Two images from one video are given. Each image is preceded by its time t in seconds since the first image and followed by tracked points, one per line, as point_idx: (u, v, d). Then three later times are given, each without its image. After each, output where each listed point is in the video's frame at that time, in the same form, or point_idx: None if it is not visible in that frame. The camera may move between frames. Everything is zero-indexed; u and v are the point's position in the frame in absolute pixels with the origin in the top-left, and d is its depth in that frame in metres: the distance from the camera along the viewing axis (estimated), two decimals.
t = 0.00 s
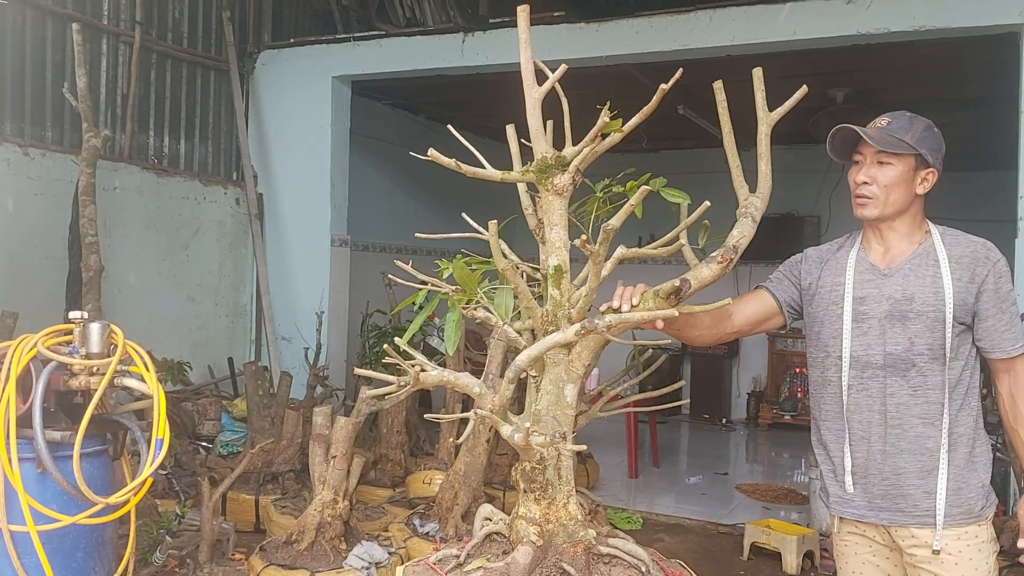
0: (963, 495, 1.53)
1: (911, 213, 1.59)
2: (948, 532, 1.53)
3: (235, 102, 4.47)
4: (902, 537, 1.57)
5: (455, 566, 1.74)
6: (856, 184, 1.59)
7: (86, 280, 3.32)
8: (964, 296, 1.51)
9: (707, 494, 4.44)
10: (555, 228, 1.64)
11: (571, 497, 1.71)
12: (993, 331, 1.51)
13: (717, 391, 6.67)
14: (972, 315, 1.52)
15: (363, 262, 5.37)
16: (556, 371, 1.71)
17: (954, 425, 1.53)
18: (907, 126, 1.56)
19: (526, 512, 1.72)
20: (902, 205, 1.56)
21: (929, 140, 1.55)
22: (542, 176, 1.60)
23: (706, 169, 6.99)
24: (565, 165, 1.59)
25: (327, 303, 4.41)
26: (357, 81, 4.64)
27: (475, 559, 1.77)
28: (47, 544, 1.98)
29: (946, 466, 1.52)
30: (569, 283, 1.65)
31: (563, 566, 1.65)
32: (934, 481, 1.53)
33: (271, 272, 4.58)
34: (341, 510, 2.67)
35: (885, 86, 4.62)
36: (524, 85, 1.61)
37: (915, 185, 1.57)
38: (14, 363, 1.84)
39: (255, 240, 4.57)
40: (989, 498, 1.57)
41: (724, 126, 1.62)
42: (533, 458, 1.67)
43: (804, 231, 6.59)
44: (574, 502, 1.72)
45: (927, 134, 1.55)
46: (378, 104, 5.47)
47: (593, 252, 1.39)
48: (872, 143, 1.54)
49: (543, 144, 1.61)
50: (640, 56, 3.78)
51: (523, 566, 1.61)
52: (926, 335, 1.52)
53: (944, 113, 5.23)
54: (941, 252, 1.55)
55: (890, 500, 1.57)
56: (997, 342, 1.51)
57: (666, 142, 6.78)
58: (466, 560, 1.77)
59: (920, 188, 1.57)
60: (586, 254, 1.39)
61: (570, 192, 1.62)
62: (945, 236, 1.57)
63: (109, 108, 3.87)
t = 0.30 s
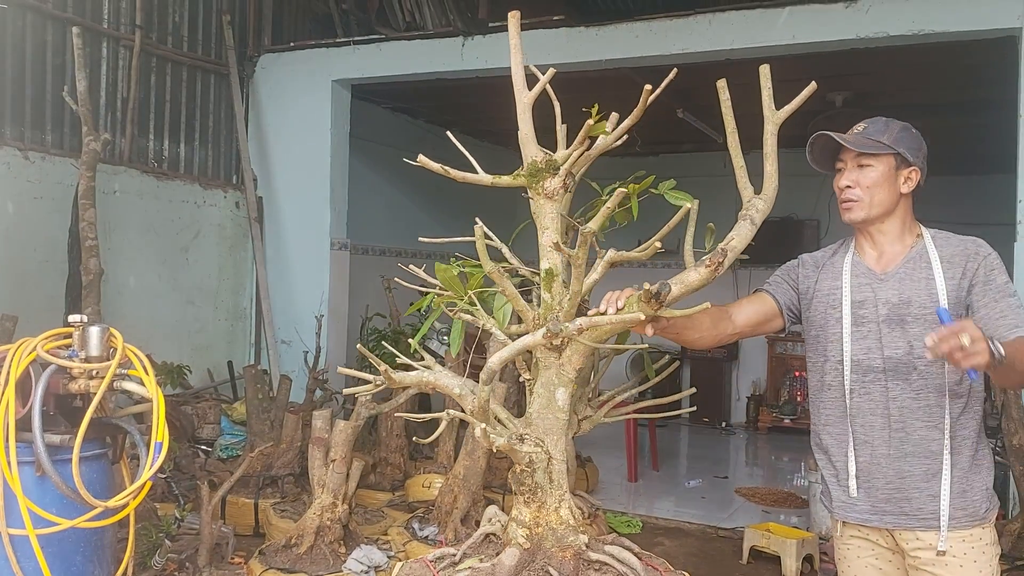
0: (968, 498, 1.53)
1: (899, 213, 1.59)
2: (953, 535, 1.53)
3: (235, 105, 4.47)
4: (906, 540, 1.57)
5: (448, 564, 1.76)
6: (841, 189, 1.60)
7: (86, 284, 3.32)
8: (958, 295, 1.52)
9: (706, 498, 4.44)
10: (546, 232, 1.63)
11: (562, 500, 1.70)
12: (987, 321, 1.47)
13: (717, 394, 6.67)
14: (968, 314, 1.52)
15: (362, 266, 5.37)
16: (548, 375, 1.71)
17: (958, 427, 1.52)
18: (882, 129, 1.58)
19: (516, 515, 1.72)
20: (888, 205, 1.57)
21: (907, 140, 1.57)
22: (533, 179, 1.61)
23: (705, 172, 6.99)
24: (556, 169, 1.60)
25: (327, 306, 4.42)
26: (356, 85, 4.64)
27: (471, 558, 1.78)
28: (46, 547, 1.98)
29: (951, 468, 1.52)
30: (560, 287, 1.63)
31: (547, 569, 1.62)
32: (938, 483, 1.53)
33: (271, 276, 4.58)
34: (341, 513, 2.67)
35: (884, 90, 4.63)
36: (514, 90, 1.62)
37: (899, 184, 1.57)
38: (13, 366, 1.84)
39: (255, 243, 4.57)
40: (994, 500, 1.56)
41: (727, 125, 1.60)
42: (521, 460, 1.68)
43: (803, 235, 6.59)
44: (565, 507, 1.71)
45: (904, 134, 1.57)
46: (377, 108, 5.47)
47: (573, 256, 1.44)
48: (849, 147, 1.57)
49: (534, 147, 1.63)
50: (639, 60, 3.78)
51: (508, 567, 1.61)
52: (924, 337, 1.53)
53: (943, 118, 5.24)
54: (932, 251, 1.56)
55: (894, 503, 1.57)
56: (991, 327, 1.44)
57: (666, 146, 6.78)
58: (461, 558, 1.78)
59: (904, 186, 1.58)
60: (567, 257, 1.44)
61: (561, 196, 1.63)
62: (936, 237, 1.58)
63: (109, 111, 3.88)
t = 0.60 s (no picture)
0: (973, 496, 1.51)
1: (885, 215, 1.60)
2: (963, 533, 1.51)
3: (235, 109, 4.48)
4: (913, 543, 1.56)
5: (448, 565, 1.77)
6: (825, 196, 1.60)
7: (86, 287, 3.32)
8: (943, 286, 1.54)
9: (706, 501, 4.43)
10: (542, 235, 1.63)
11: (557, 505, 1.70)
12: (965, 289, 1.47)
13: (716, 398, 6.67)
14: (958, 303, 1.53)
15: (362, 269, 5.38)
16: (543, 379, 1.72)
17: (959, 422, 1.52)
18: (860, 134, 1.58)
19: (512, 518, 1.73)
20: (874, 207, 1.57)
21: (886, 143, 1.56)
22: (528, 184, 1.62)
23: (705, 175, 7.00)
24: (551, 173, 1.61)
25: (326, 309, 4.42)
26: (356, 89, 4.65)
27: (469, 559, 1.79)
28: (45, 551, 1.98)
29: (955, 465, 1.52)
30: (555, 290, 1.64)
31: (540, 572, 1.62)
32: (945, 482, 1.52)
33: (270, 280, 4.58)
34: (340, 517, 2.67)
35: (883, 94, 4.63)
36: (509, 95, 1.63)
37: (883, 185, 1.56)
38: (13, 369, 1.85)
39: (254, 246, 4.58)
40: (998, 496, 1.55)
41: (727, 127, 1.60)
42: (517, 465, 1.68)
43: (802, 238, 6.59)
44: (560, 511, 1.70)
45: (882, 138, 1.56)
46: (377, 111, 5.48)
47: (560, 259, 1.55)
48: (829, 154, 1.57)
49: (530, 151, 1.62)
50: (638, 64, 3.79)
51: (501, 569, 1.63)
52: (919, 335, 1.53)
53: (942, 121, 5.24)
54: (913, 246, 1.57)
55: (900, 504, 1.56)
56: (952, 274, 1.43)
57: (666, 149, 6.79)
58: (462, 560, 1.78)
59: (889, 188, 1.57)
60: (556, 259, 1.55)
61: (556, 200, 1.63)
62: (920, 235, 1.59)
63: (109, 115, 3.88)
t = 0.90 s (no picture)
0: (971, 495, 1.51)
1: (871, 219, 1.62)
2: (961, 533, 1.52)
3: (234, 113, 4.49)
4: (913, 548, 1.56)
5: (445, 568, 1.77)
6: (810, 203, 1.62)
7: (85, 290, 3.32)
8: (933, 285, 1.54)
9: (705, 505, 4.43)
10: (540, 239, 1.63)
11: (555, 508, 1.70)
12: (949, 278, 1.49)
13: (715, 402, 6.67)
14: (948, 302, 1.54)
15: (361, 273, 5.38)
16: (541, 383, 1.72)
17: (952, 420, 1.52)
18: (837, 142, 1.61)
19: (510, 522, 1.73)
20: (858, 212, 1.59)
21: (863, 148, 1.59)
22: (525, 187, 1.62)
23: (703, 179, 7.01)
24: (549, 176, 1.61)
25: (325, 313, 4.42)
26: (355, 92, 4.66)
27: (466, 563, 1.79)
28: (43, 555, 1.97)
29: (950, 464, 1.51)
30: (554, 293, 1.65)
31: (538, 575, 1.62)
32: (942, 483, 1.52)
33: (269, 283, 4.59)
34: (339, 521, 2.67)
35: (881, 97, 4.64)
36: (507, 99, 1.63)
37: (864, 189, 1.59)
38: (12, 373, 1.85)
39: (253, 250, 4.58)
40: (996, 494, 1.54)
41: (725, 130, 1.61)
42: (514, 469, 1.68)
43: (801, 242, 6.60)
44: (558, 514, 1.70)
45: (858, 143, 1.59)
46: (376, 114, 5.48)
47: (558, 263, 1.60)
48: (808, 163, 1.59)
49: (527, 154, 1.62)
50: (637, 68, 3.80)
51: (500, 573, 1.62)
52: (911, 337, 1.54)
53: (940, 125, 5.25)
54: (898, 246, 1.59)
55: (901, 507, 1.55)
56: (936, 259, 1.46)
57: (665, 152, 6.80)
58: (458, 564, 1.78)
59: (870, 191, 1.59)
60: (553, 264, 1.59)
61: (554, 203, 1.64)
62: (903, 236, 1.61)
63: (109, 118, 3.89)
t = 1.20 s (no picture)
0: (972, 499, 1.51)
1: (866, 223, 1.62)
2: (962, 538, 1.52)
3: (234, 115, 4.49)
4: (915, 552, 1.55)
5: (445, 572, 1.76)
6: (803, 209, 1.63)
7: (84, 293, 3.32)
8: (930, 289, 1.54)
9: (704, 508, 4.43)
10: (540, 242, 1.63)
11: (555, 511, 1.70)
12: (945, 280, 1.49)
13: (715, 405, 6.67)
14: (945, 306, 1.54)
15: (361, 276, 5.38)
16: (540, 386, 1.72)
17: (951, 424, 1.52)
18: (826, 147, 1.61)
19: (509, 526, 1.72)
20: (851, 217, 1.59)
21: (852, 152, 1.59)
22: (525, 191, 1.62)
23: (702, 182, 7.01)
24: (549, 180, 1.61)
25: (324, 316, 4.42)
26: (355, 95, 4.66)
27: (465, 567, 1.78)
28: (42, 558, 1.97)
29: (950, 468, 1.51)
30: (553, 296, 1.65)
31: None
32: (942, 487, 1.51)
33: (268, 286, 4.59)
34: (338, 524, 2.66)
35: (880, 101, 4.65)
36: (506, 102, 1.63)
37: (855, 194, 1.59)
38: (12, 375, 1.85)
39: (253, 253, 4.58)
40: (996, 497, 1.54)
41: (725, 133, 1.61)
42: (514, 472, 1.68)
43: (801, 245, 6.60)
44: (558, 518, 1.70)
45: (847, 148, 1.59)
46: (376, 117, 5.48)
47: (558, 266, 1.59)
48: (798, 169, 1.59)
49: (527, 157, 1.62)
50: (637, 71, 3.80)
51: None
52: (909, 342, 1.54)
53: (939, 129, 5.25)
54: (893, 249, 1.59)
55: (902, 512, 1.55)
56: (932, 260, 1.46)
57: (664, 156, 6.80)
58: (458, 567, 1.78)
59: (861, 195, 1.60)
60: (553, 266, 1.59)
61: (554, 207, 1.64)
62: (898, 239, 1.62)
63: (108, 121, 3.89)
